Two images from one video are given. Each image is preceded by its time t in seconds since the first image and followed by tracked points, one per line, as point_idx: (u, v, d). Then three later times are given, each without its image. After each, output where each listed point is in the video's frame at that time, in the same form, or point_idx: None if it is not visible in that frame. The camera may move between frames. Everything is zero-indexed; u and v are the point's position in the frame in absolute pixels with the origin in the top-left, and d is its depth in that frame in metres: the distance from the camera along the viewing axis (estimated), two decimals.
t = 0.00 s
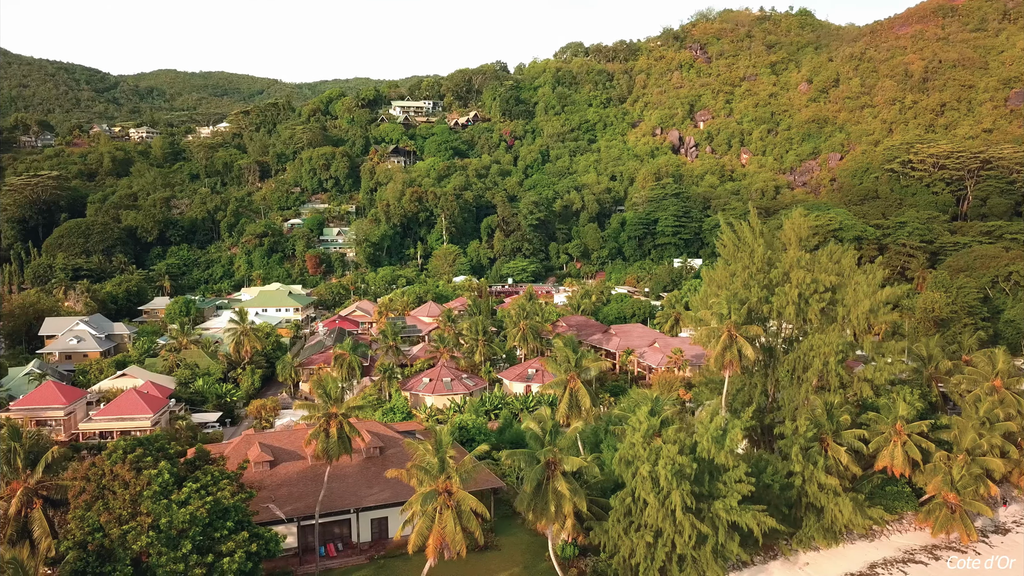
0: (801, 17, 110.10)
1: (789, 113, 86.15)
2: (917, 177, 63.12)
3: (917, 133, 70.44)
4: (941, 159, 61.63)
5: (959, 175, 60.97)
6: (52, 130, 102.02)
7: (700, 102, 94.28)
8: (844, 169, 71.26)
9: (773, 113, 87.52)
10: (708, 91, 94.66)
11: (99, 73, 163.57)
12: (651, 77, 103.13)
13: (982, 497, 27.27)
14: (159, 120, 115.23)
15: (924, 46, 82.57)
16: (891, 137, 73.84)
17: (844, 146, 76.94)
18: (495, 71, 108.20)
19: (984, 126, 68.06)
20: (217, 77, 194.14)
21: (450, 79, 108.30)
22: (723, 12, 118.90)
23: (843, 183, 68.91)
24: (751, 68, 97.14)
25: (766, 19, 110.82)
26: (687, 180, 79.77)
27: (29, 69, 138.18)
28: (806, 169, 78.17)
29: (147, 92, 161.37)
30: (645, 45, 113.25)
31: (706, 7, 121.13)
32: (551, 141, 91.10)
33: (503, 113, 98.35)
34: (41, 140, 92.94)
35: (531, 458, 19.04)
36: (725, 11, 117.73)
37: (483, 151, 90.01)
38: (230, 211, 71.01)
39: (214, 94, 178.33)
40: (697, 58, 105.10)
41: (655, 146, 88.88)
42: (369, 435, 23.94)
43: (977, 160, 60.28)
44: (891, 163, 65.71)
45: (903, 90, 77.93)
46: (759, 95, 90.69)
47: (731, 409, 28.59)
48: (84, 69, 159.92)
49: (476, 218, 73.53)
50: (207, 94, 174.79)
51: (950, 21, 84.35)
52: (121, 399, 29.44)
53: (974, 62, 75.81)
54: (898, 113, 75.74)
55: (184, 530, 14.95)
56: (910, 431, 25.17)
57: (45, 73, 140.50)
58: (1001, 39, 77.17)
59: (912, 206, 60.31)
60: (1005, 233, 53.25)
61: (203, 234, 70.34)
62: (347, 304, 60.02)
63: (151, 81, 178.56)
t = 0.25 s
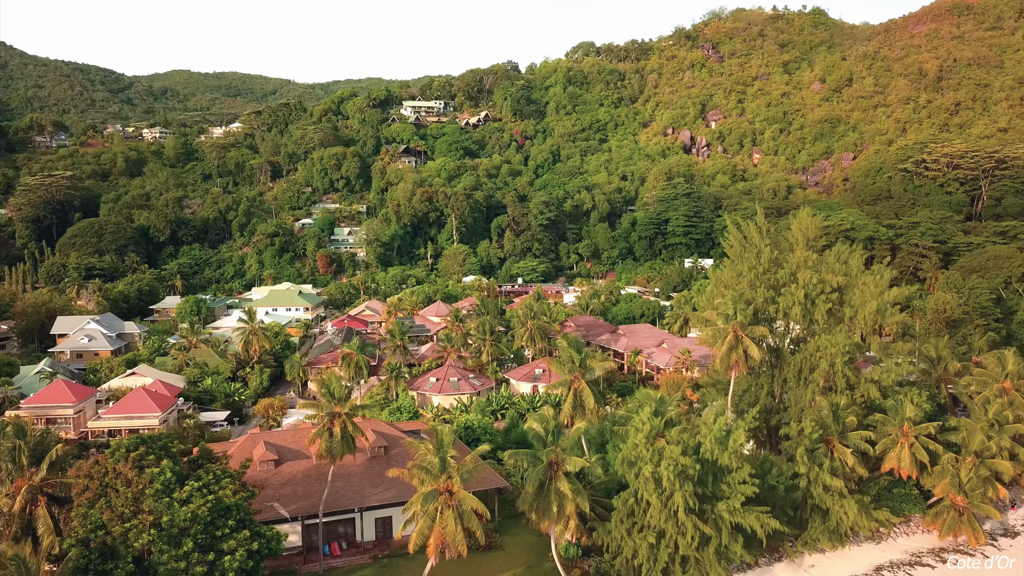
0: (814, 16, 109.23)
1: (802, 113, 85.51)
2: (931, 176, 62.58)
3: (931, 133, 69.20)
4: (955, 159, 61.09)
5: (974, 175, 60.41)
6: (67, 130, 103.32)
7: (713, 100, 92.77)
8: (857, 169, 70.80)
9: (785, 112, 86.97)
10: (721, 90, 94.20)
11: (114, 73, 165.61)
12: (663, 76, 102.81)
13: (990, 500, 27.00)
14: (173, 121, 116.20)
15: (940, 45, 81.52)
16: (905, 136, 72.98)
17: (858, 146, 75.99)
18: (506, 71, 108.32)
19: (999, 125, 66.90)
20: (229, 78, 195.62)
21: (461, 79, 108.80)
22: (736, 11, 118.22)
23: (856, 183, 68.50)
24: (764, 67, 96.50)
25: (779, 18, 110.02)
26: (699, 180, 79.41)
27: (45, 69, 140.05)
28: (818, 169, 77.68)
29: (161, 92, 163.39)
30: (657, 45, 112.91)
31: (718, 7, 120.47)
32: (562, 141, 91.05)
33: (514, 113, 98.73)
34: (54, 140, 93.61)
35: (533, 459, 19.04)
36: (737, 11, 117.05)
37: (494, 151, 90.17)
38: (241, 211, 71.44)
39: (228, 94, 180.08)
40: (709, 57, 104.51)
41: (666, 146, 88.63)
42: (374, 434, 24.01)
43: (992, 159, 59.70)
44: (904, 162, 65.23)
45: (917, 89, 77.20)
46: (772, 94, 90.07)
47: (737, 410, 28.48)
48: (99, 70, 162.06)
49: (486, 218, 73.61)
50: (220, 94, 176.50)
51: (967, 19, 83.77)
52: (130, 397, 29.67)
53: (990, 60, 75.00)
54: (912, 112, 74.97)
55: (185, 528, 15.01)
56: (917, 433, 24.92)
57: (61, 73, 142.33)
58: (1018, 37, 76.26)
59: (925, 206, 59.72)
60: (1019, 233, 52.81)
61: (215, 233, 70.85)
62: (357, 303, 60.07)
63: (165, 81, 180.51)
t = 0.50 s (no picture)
0: (828, 14, 108.38)
1: (815, 112, 84.86)
2: (945, 177, 61.99)
3: (944, 131, 66.89)
4: (970, 158, 60.54)
5: (989, 175, 59.80)
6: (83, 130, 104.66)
7: (726, 100, 92.96)
8: (871, 169, 70.25)
9: (798, 112, 86.41)
10: (733, 90, 93.73)
11: (130, 74, 167.66)
12: (675, 76, 102.46)
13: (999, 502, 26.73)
14: (187, 121, 117.25)
15: (955, 43, 80.53)
16: (919, 135, 71.77)
17: (872, 145, 75.19)
18: (518, 70, 108.65)
19: (1017, 125, 64.78)
20: (243, 78, 197.22)
21: (473, 79, 109.23)
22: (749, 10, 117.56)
23: (870, 183, 68.02)
24: (777, 66, 95.87)
25: (793, 17, 109.33)
26: (711, 180, 79.07)
27: (62, 71, 142.04)
28: (832, 168, 77.13)
29: (175, 92, 165.24)
30: (669, 45, 112.50)
31: (731, 6, 119.85)
32: (573, 141, 90.91)
33: (526, 113, 98.98)
34: (69, 140, 94.43)
35: (536, 459, 19.03)
36: (750, 10, 116.39)
37: (505, 151, 90.37)
38: (253, 210, 71.84)
39: (242, 95, 181.92)
40: (722, 56, 103.95)
41: (679, 145, 88.33)
42: (379, 433, 24.06)
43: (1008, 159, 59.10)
44: (919, 162, 64.68)
45: (932, 88, 76.46)
46: (785, 94, 89.48)
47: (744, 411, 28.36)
48: (115, 72, 164.15)
49: (497, 218, 73.67)
50: (234, 95, 178.21)
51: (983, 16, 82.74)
52: (139, 395, 29.88)
53: (1007, 59, 74.17)
54: (927, 111, 73.83)
55: (187, 526, 15.05)
56: (926, 435, 24.67)
57: (77, 74, 144.28)
58: None
59: (939, 206, 59.03)
60: None
61: (227, 233, 71.33)
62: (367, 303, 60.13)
63: (180, 82, 182.55)
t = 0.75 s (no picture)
0: (843, 13, 107.36)
1: (829, 112, 84.15)
2: (961, 176, 61.43)
3: (962, 131, 66.85)
4: (985, 158, 60.10)
5: (1006, 174, 59.22)
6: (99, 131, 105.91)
7: (738, 100, 92.65)
8: (885, 168, 69.75)
9: (812, 111, 85.77)
10: (746, 89, 93.18)
11: (145, 75, 169.56)
12: (688, 75, 102.02)
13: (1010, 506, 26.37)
14: (201, 121, 118.13)
15: (971, 42, 79.62)
16: (935, 135, 71.37)
17: (886, 144, 74.83)
18: (530, 70, 109.01)
19: None
20: (257, 78, 199.05)
21: (485, 79, 109.39)
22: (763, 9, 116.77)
23: (884, 183, 67.53)
24: (790, 65, 95.20)
25: (807, 16, 108.54)
26: (723, 180, 78.65)
27: (78, 71, 143.91)
28: (845, 168, 76.56)
29: (190, 93, 166.89)
30: (682, 44, 111.98)
31: (745, 5, 119.08)
32: (584, 141, 90.76)
33: (537, 112, 99.10)
34: (84, 141, 95.24)
35: (540, 459, 19.03)
36: (764, 8, 115.59)
37: (516, 151, 90.62)
38: (266, 210, 72.23)
39: (255, 95, 183.51)
40: (735, 55, 103.27)
41: (691, 145, 88.01)
42: (384, 433, 24.08)
43: None
44: (934, 162, 64.17)
45: (948, 87, 75.73)
46: (798, 93, 88.81)
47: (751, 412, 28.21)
48: (131, 72, 166.06)
49: (508, 217, 73.73)
50: (248, 95, 179.68)
51: (1001, 14, 81.86)
52: (149, 394, 30.10)
53: None
54: (942, 111, 73.36)
55: (189, 525, 15.12)
56: (934, 437, 24.39)
57: (93, 75, 146.09)
58: None
59: (955, 205, 58.38)
60: None
61: (240, 232, 71.80)
62: (377, 303, 60.21)
63: (195, 83, 184.38)
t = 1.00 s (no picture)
0: (858, 11, 106.43)
1: (843, 111, 83.47)
2: (977, 176, 60.82)
3: (980, 130, 66.31)
4: (1001, 157, 59.67)
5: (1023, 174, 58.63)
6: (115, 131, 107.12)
7: (751, 99, 92.16)
8: (899, 168, 69.20)
9: (826, 110, 85.11)
10: (759, 89, 92.67)
11: (161, 76, 171.44)
12: (701, 74, 101.59)
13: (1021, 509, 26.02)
14: (216, 121, 119.08)
15: (988, 41, 78.75)
16: (951, 134, 70.68)
17: (901, 143, 74.19)
18: (541, 70, 109.75)
19: None
20: (271, 79, 200.61)
21: (497, 78, 109.54)
22: (777, 8, 115.99)
23: (899, 183, 67.00)
24: (804, 64, 94.54)
25: (821, 15, 107.74)
26: (735, 179, 78.26)
27: (95, 72, 145.72)
28: (859, 168, 75.93)
29: (204, 94, 168.56)
30: (695, 43, 111.47)
31: (759, 4, 118.35)
32: (596, 140, 90.63)
33: (549, 112, 99.16)
34: (99, 141, 96.09)
35: (543, 459, 19.03)
36: (779, 7, 114.82)
37: (528, 151, 91.18)
38: (278, 210, 72.62)
39: (269, 96, 185.02)
40: (749, 55, 102.63)
41: (704, 145, 87.70)
42: (390, 432, 24.09)
43: None
44: (949, 161, 63.61)
45: (964, 86, 74.94)
46: (812, 92, 88.17)
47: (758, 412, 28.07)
48: (147, 73, 167.88)
49: (519, 217, 73.80)
50: (262, 95, 181.16)
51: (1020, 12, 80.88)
52: (158, 392, 30.33)
53: None
54: (958, 109, 72.63)
55: (192, 523, 15.21)
56: (943, 439, 24.16)
57: (109, 76, 147.90)
58: None
59: (970, 205, 57.74)
60: None
61: (252, 232, 72.25)
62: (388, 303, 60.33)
63: (209, 83, 186.21)
